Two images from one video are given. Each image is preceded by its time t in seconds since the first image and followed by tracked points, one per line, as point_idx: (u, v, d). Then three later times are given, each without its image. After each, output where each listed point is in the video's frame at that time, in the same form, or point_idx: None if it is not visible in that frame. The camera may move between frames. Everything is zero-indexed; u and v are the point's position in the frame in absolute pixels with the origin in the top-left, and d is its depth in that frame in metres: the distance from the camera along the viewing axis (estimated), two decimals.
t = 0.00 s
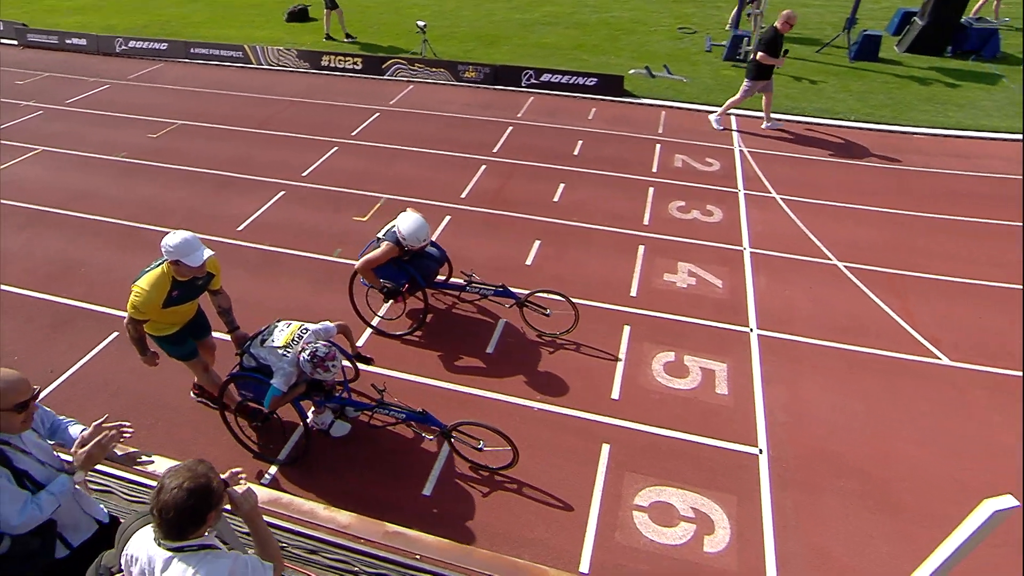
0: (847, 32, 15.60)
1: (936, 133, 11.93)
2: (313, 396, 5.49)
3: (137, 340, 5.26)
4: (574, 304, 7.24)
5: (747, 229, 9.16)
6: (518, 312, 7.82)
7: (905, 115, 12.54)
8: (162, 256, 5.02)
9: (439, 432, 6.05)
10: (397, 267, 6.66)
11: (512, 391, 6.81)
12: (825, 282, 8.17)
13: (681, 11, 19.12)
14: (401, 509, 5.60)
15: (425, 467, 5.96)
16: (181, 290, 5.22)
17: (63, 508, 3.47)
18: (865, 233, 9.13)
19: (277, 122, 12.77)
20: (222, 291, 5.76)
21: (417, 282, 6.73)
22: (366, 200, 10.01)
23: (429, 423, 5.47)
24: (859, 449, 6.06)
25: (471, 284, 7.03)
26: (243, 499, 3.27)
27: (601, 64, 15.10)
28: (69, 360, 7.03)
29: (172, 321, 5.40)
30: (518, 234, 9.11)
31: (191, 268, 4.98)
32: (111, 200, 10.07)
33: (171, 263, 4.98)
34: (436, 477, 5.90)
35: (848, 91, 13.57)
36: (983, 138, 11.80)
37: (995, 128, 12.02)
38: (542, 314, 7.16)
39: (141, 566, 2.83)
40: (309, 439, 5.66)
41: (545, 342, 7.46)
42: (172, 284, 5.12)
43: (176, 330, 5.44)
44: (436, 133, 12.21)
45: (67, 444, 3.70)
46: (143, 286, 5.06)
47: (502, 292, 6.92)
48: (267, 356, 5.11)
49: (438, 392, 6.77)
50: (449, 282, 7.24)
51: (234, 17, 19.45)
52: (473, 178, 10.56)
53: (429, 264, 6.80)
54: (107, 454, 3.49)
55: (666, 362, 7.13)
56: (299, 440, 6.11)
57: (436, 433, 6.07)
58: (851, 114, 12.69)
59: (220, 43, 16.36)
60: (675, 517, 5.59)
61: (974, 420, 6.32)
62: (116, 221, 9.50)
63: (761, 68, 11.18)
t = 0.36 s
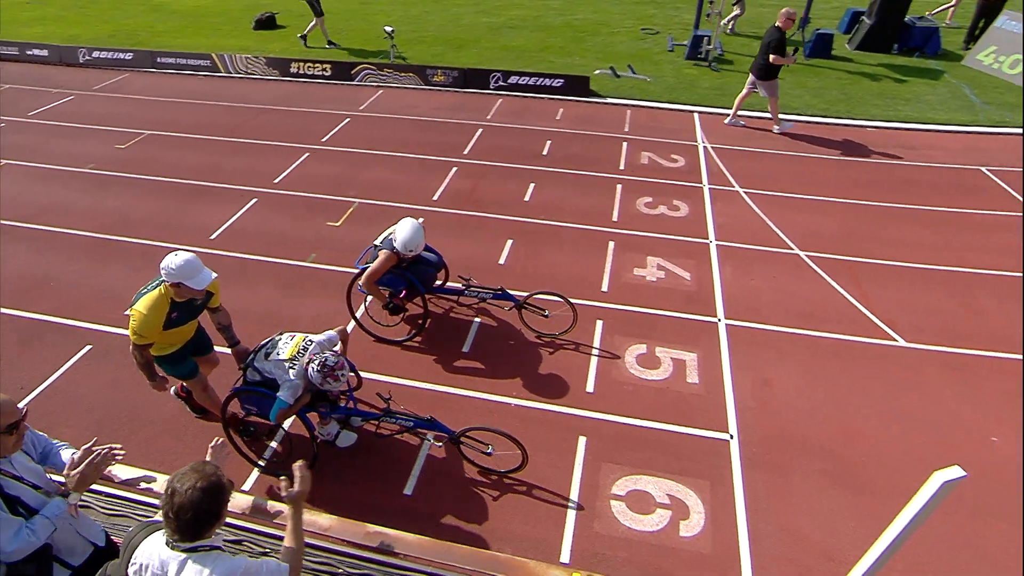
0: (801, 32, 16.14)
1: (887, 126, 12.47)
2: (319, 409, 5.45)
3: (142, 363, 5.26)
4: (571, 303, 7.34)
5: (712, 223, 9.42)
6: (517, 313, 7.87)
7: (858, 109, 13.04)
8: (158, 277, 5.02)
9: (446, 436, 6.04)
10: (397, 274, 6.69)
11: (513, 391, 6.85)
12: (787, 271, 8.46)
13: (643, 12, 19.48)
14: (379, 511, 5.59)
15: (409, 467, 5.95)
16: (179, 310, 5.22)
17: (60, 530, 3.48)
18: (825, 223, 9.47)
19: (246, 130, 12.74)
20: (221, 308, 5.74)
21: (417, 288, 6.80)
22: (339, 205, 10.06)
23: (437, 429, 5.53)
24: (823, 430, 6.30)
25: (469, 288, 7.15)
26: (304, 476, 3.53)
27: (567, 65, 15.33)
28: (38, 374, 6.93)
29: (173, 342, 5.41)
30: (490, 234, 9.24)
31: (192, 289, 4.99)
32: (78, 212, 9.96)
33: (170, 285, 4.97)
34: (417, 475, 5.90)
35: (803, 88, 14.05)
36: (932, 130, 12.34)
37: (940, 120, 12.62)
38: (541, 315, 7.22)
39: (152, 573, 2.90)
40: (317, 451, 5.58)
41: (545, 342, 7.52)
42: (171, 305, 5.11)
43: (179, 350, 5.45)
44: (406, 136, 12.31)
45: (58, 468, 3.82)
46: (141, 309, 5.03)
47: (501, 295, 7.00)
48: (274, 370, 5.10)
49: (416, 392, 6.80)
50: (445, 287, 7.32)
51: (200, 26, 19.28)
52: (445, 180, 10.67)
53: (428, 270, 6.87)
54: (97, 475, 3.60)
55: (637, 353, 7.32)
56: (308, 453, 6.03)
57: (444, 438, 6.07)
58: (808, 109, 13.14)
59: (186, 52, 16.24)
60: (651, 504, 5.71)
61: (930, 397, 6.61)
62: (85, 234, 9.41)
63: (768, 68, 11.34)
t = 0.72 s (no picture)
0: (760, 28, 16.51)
1: (845, 119, 12.88)
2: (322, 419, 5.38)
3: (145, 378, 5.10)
4: (571, 302, 7.39)
5: (681, 217, 9.63)
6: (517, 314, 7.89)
7: (817, 103, 13.42)
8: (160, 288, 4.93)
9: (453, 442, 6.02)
10: (396, 279, 6.66)
11: (517, 392, 6.87)
12: (754, 261, 8.69)
13: (609, 12, 19.69)
14: (364, 513, 5.61)
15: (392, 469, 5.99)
16: (179, 322, 5.13)
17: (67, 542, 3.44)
18: (789, 214, 9.73)
19: (215, 137, 12.63)
20: (219, 320, 5.65)
21: (417, 292, 6.73)
22: (311, 210, 10.05)
23: (444, 434, 5.47)
24: (793, 414, 6.48)
25: (470, 290, 7.14)
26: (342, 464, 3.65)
27: (535, 65, 15.45)
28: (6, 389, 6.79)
29: (171, 354, 5.31)
30: (464, 234, 9.31)
31: (196, 300, 4.93)
32: (45, 224, 9.80)
33: (172, 295, 4.90)
34: (399, 477, 5.94)
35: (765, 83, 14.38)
36: (888, 123, 12.78)
37: (894, 112, 13.09)
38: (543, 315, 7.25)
39: None
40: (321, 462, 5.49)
41: (547, 342, 7.55)
42: (172, 317, 5.02)
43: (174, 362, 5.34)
44: (377, 139, 12.33)
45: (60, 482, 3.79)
46: (141, 321, 4.90)
47: (502, 297, 7.02)
48: (275, 379, 5.05)
49: (394, 394, 6.80)
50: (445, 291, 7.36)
51: (164, 33, 18.99)
52: (417, 181, 10.72)
53: (428, 275, 6.91)
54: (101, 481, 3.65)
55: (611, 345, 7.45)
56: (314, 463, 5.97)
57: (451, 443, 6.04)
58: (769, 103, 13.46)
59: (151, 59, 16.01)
60: (629, 494, 5.82)
61: (893, 378, 6.84)
62: (52, 246, 9.26)
63: (778, 64, 11.42)
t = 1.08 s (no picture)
0: (726, 28, 16.82)
1: (810, 115, 13.19)
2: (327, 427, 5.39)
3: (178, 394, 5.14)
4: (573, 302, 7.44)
5: (654, 214, 9.82)
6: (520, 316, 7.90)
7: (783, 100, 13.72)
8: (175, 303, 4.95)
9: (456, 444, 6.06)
10: (399, 283, 6.64)
11: (524, 394, 6.88)
12: (725, 255, 8.89)
13: (579, 14, 19.90)
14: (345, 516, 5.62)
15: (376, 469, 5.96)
16: (195, 336, 5.19)
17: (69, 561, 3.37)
18: (759, 208, 9.97)
19: (189, 145, 12.56)
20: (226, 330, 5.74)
21: (422, 296, 6.73)
22: (288, 216, 10.06)
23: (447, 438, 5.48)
24: (767, 403, 6.65)
25: (474, 293, 7.13)
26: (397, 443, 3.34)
27: (508, 67, 15.58)
28: None
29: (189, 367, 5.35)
30: (441, 236, 9.38)
31: (211, 314, 4.92)
32: (16, 237, 9.68)
33: (186, 310, 4.91)
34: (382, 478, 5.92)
35: (733, 81, 14.66)
36: (852, 118, 13.14)
37: (856, 107, 13.46)
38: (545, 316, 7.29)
39: None
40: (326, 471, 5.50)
41: (551, 342, 7.59)
42: (188, 331, 5.08)
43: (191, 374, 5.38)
44: (353, 144, 12.36)
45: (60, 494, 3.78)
46: (159, 337, 4.98)
47: (506, 299, 7.04)
48: (277, 389, 4.97)
49: (375, 397, 6.81)
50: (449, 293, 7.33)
51: (135, 41, 18.79)
52: (394, 185, 10.78)
53: (432, 279, 6.88)
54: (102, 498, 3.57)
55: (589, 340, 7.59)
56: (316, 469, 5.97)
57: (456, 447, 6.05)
58: (737, 101, 13.72)
59: (122, 68, 15.85)
60: (611, 486, 5.92)
61: (862, 364, 7.05)
62: (24, 259, 9.15)
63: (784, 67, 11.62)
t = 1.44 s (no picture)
0: (704, 30, 17.06)
1: (787, 114, 13.42)
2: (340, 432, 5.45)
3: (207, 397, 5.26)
4: (573, 302, 7.54)
5: (636, 213, 9.98)
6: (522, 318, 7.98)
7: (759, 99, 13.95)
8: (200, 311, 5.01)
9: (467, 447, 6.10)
10: (403, 288, 6.70)
11: (528, 393, 6.94)
12: (705, 253, 9.07)
13: (559, 18, 20.09)
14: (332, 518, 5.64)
15: (366, 471, 6.01)
16: (217, 343, 5.26)
17: None
18: (739, 206, 10.15)
19: (174, 152, 12.55)
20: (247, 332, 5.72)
21: (425, 300, 6.79)
22: (274, 221, 10.10)
23: (459, 441, 5.55)
24: (748, 396, 6.79)
25: (476, 295, 7.20)
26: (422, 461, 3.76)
27: (490, 71, 15.70)
28: None
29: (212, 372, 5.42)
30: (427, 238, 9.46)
31: (234, 324, 4.98)
32: None
33: (211, 319, 4.96)
34: (372, 480, 5.97)
35: (711, 81, 14.88)
36: (827, 116, 13.42)
37: (829, 106, 13.72)
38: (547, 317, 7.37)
39: None
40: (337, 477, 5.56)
41: (553, 342, 7.67)
42: (212, 338, 5.15)
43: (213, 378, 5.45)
44: (337, 149, 12.42)
45: (73, 513, 3.55)
46: (184, 346, 5.04)
47: (508, 301, 7.13)
48: (289, 399, 4.99)
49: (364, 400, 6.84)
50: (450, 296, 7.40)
51: (117, 50, 18.72)
52: (379, 189, 10.85)
53: (435, 283, 6.92)
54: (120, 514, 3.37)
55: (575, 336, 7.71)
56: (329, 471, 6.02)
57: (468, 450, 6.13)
58: (715, 101, 13.93)
59: (104, 76, 15.78)
60: (599, 482, 5.99)
61: (840, 356, 7.22)
62: (8, 269, 9.11)
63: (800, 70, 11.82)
